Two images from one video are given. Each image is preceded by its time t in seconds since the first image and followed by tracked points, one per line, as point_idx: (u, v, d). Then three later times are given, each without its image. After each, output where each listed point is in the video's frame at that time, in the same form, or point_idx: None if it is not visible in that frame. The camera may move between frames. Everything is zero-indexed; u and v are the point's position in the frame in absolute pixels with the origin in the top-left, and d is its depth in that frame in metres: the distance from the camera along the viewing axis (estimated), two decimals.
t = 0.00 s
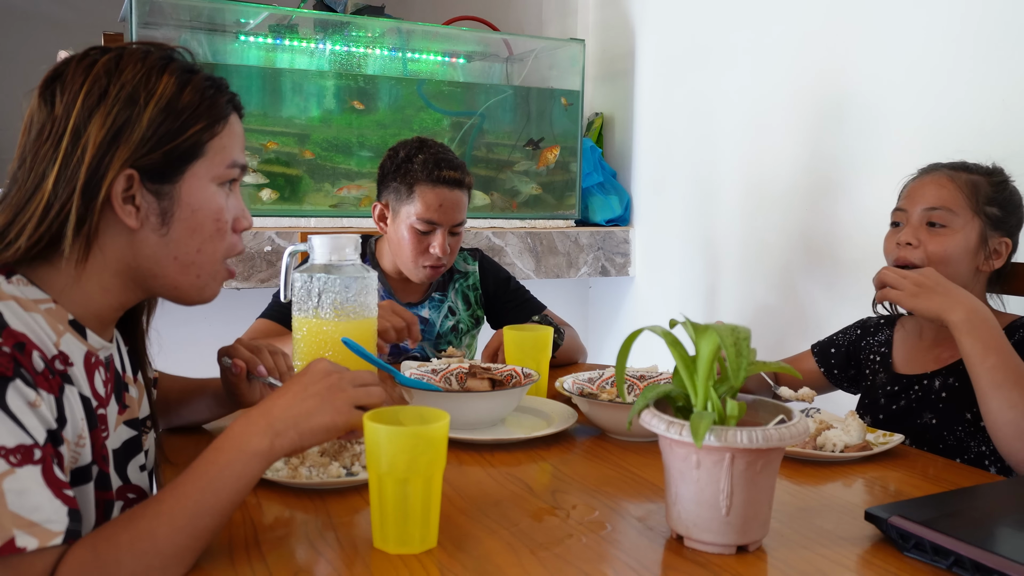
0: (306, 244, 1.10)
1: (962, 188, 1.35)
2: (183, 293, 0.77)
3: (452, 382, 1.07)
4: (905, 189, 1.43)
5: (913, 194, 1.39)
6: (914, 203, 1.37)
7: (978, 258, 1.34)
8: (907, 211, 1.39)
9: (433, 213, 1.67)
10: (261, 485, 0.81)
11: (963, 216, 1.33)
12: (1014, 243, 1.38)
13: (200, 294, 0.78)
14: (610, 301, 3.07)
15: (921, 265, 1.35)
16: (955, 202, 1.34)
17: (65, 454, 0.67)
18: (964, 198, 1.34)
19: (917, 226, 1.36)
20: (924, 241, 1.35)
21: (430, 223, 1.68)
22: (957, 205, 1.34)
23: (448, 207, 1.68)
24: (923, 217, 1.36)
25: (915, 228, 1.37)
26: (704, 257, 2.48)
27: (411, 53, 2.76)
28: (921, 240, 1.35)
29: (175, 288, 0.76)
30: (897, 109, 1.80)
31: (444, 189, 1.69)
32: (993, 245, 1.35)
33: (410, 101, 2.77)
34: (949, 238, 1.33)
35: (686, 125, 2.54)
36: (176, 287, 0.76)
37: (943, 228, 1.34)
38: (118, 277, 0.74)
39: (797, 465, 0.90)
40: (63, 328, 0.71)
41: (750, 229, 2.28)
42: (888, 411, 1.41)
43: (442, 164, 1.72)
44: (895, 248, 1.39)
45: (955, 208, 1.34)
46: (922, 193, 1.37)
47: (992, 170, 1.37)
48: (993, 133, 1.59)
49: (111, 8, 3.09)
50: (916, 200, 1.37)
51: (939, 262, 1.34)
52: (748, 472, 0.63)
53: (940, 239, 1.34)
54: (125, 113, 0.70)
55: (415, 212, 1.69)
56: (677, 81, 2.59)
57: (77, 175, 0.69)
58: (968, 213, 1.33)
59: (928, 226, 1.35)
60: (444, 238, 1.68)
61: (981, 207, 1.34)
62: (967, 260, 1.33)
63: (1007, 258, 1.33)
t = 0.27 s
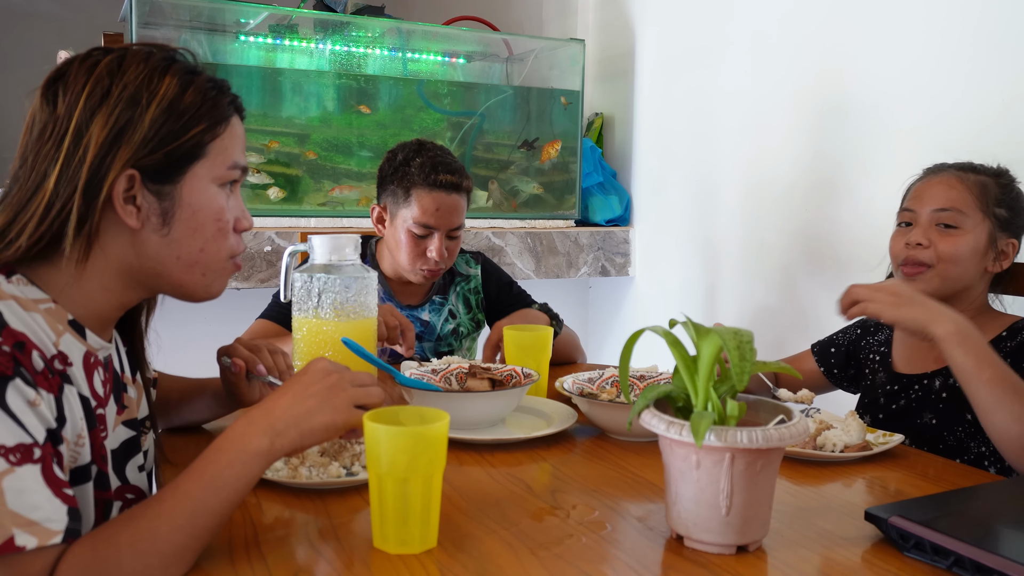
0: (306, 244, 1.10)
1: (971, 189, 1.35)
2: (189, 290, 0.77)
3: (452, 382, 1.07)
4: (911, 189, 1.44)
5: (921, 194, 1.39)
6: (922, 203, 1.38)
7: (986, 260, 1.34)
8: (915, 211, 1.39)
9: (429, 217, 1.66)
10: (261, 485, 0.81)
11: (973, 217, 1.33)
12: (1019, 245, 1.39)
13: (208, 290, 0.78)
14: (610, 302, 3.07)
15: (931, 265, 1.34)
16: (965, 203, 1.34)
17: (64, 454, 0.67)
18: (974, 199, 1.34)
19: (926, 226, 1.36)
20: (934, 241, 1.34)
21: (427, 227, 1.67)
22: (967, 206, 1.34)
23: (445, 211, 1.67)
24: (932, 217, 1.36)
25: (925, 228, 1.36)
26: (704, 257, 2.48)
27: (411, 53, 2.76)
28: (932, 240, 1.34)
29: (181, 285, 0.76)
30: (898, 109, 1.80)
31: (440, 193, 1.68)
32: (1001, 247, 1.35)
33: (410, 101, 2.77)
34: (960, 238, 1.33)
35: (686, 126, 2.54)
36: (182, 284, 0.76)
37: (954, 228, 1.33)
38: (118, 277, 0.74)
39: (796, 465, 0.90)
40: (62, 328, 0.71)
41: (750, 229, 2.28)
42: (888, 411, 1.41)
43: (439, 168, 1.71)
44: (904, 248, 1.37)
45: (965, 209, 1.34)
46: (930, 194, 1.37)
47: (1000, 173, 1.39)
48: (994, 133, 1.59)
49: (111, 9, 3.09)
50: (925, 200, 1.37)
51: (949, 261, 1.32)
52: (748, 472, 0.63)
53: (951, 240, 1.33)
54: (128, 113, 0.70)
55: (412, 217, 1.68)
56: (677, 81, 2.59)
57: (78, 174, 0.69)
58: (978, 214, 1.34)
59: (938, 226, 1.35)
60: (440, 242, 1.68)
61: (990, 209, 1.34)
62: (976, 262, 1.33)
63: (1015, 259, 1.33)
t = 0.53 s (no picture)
0: (306, 244, 1.10)
1: (979, 190, 1.35)
2: (183, 292, 0.77)
3: (453, 382, 1.07)
4: (917, 188, 1.44)
5: (928, 193, 1.39)
6: (929, 200, 1.38)
7: (990, 261, 1.34)
8: (922, 209, 1.38)
9: (432, 219, 1.66)
10: (261, 485, 0.81)
11: (979, 218, 1.33)
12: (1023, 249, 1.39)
13: (201, 294, 0.78)
14: (610, 302, 3.07)
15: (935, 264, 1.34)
16: (972, 203, 1.34)
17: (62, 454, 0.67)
18: (981, 199, 1.34)
19: (932, 225, 1.36)
20: (940, 240, 1.34)
21: (430, 228, 1.67)
22: (975, 206, 1.34)
23: (448, 212, 1.67)
24: (939, 216, 1.35)
25: (931, 226, 1.36)
26: (704, 257, 2.48)
27: (411, 53, 2.76)
28: (937, 239, 1.34)
29: (176, 287, 0.76)
30: (899, 109, 1.80)
31: (443, 195, 1.68)
32: (1005, 249, 1.35)
33: (410, 101, 2.77)
34: (965, 238, 1.33)
35: (686, 125, 2.54)
36: (177, 287, 0.76)
37: (960, 228, 1.34)
38: (116, 277, 0.74)
39: (796, 465, 0.90)
40: (60, 328, 0.71)
41: (750, 229, 2.28)
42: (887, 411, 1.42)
43: (442, 169, 1.70)
44: (909, 245, 1.37)
45: (972, 210, 1.34)
46: (936, 192, 1.37)
47: (1009, 174, 1.38)
48: (995, 133, 1.59)
49: (111, 9, 3.09)
50: (933, 198, 1.37)
51: (954, 261, 1.32)
52: (747, 472, 0.63)
53: (956, 239, 1.33)
54: (127, 113, 0.70)
55: (415, 217, 1.68)
56: (677, 82, 2.59)
57: (77, 174, 0.69)
58: (984, 215, 1.34)
59: (944, 225, 1.35)
60: (443, 243, 1.68)
61: (996, 210, 1.34)
62: (980, 263, 1.33)
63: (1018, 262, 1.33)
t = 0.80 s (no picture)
0: (306, 244, 1.10)
1: (980, 191, 1.35)
2: (182, 290, 0.77)
3: (453, 383, 1.07)
4: (918, 189, 1.44)
5: (929, 194, 1.39)
6: (929, 202, 1.38)
7: (990, 263, 1.34)
8: (922, 210, 1.38)
9: (416, 192, 1.71)
10: (261, 485, 0.81)
11: (979, 220, 1.33)
12: None
13: (200, 292, 0.78)
14: (610, 302, 3.06)
15: (935, 266, 1.34)
16: (972, 205, 1.34)
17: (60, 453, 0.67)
18: (982, 201, 1.34)
19: (932, 226, 1.36)
20: (940, 242, 1.34)
21: (415, 203, 1.71)
22: (975, 208, 1.34)
23: (432, 186, 1.72)
24: (939, 218, 1.35)
25: (930, 228, 1.36)
26: (704, 256, 2.48)
27: (411, 52, 2.76)
28: (937, 241, 1.34)
29: (175, 285, 0.76)
30: (898, 108, 1.80)
31: (427, 170, 1.72)
32: (1006, 251, 1.35)
33: (410, 101, 2.77)
34: (965, 240, 1.33)
35: (686, 125, 2.54)
36: (176, 285, 0.76)
37: (960, 230, 1.34)
38: (114, 278, 0.74)
39: (796, 464, 0.90)
40: (59, 328, 0.71)
41: (750, 228, 2.28)
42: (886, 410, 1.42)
43: (428, 150, 1.76)
44: (908, 247, 1.37)
45: (972, 211, 1.34)
46: (937, 194, 1.37)
47: (1011, 175, 1.37)
48: (995, 133, 1.58)
49: (111, 9, 3.09)
50: (933, 200, 1.37)
51: (954, 263, 1.32)
52: (747, 472, 0.63)
53: (956, 241, 1.33)
54: (127, 113, 0.70)
55: (402, 196, 1.73)
56: (676, 82, 2.59)
57: (76, 174, 0.69)
58: (985, 217, 1.34)
59: (944, 227, 1.35)
60: (429, 218, 1.71)
61: (997, 212, 1.34)
62: (980, 265, 1.33)
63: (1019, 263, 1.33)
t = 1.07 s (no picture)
0: (306, 244, 1.09)
1: (982, 190, 1.34)
2: (174, 298, 0.77)
3: (453, 383, 1.07)
4: (922, 187, 1.44)
5: (932, 193, 1.39)
6: (931, 200, 1.37)
7: (992, 263, 1.34)
8: (925, 209, 1.38)
9: (405, 179, 1.72)
10: (261, 485, 0.81)
11: (982, 219, 1.33)
12: None
13: (193, 297, 0.77)
14: (610, 302, 3.06)
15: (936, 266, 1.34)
16: (975, 204, 1.34)
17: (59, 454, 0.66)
18: (984, 200, 1.33)
19: (934, 225, 1.36)
20: (942, 241, 1.34)
21: (405, 191, 1.73)
22: (977, 207, 1.33)
23: (421, 172, 1.73)
24: (941, 217, 1.35)
25: (932, 227, 1.36)
26: (704, 256, 2.48)
27: (411, 52, 2.76)
28: (939, 239, 1.34)
29: (167, 292, 0.76)
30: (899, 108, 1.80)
31: (415, 158, 1.74)
32: (1008, 251, 1.34)
33: (410, 101, 2.78)
34: (967, 240, 1.32)
35: (686, 125, 2.54)
36: (168, 292, 0.76)
37: (961, 229, 1.33)
38: (111, 279, 0.74)
39: (797, 464, 0.90)
40: (58, 329, 0.71)
41: (750, 228, 2.27)
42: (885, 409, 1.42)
43: (414, 142, 1.80)
44: (911, 246, 1.37)
45: (974, 210, 1.33)
46: (940, 192, 1.37)
47: (1014, 174, 1.35)
48: (996, 133, 1.58)
49: (111, 9, 3.09)
50: (936, 198, 1.37)
51: (955, 262, 1.32)
52: (748, 472, 0.63)
53: (957, 240, 1.33)
54: (129, 114, 0.70)
55: (393, 187, 1.75)
56: (677, 81, 2.59)
57: (75, 173, 0.69)
58: (987, 216, 1.33)
59: (947, 226, 1.35)
60: (420, 204, 1.72)
61: (1000, 211, 1.33)
62: (981, 265, 1.32)
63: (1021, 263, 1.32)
